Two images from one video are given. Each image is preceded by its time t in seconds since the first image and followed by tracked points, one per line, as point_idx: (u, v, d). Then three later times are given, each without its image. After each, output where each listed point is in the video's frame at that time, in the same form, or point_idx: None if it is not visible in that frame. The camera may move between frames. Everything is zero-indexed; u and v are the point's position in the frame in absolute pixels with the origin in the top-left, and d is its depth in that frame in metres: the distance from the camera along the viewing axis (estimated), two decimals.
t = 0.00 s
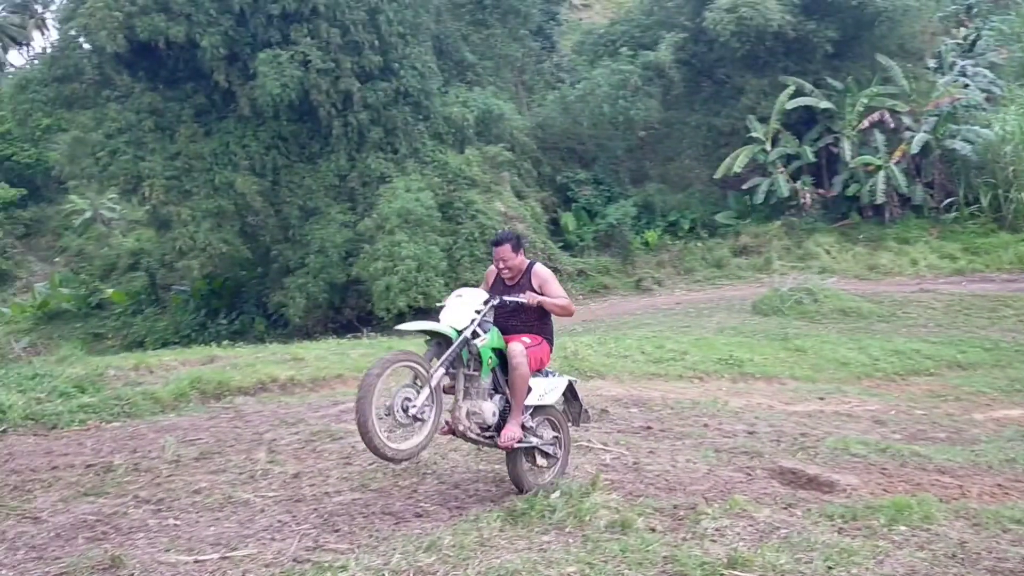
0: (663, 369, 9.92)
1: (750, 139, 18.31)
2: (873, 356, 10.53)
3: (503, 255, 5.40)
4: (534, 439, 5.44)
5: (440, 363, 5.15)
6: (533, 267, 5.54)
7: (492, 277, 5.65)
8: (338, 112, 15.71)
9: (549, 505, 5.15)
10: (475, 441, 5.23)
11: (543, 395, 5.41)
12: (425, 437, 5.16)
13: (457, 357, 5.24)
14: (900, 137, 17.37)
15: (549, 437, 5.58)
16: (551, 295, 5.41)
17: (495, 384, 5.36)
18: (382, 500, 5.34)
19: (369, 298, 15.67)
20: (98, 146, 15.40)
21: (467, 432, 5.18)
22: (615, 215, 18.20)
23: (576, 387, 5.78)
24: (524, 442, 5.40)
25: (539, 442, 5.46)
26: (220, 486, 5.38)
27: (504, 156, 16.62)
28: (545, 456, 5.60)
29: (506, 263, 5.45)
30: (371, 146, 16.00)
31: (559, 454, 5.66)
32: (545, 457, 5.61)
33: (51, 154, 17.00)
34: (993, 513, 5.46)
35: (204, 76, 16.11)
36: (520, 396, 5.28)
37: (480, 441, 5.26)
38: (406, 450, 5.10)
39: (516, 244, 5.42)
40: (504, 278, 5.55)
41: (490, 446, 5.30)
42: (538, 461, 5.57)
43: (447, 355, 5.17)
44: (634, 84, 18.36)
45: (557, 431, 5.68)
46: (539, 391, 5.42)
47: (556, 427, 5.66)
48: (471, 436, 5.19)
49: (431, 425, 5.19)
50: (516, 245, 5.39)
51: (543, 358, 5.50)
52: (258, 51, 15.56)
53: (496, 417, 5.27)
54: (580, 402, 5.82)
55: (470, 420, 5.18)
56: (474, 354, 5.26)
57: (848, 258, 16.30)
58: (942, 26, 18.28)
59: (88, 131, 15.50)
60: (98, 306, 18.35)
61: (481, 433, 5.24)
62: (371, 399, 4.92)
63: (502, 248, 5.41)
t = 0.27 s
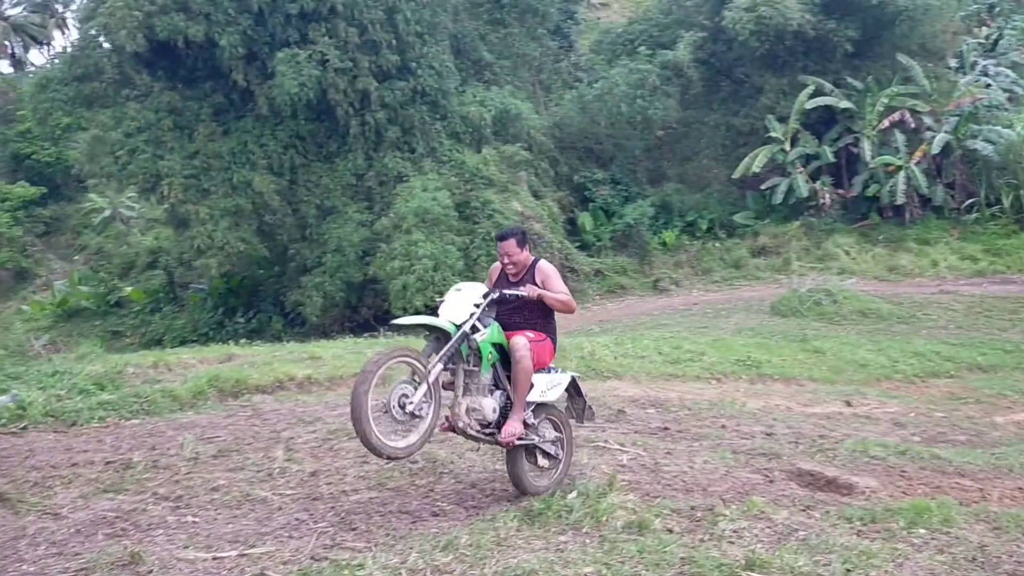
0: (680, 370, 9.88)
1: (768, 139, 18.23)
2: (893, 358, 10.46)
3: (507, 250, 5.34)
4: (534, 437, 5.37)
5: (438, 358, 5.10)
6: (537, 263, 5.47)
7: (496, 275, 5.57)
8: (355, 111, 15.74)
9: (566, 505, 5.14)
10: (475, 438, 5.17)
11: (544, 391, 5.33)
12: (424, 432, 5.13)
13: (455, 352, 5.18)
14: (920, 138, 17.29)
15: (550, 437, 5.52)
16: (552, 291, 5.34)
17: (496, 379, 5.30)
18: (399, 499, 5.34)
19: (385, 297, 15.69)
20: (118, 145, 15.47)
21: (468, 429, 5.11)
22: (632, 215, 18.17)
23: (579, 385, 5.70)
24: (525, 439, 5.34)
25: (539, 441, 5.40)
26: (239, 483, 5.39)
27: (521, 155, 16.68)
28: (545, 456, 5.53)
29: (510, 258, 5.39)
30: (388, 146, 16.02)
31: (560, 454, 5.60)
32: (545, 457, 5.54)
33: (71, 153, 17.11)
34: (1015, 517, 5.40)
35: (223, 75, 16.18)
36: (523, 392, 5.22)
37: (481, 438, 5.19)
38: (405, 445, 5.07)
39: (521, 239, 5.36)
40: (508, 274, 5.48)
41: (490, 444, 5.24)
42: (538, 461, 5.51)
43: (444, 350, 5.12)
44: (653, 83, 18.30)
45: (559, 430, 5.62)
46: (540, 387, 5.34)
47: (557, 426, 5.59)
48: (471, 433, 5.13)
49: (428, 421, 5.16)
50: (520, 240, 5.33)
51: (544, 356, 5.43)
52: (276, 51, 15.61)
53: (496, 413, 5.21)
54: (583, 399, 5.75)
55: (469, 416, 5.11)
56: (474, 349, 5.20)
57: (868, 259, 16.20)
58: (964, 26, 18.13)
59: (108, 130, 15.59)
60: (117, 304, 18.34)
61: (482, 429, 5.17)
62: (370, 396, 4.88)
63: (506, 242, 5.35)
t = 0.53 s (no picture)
0: (711, 371, 9.84)
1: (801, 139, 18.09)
2: (927, 361, 10.35)
3: (510, 238, 5.26)
4: (529, 440, 5.24)
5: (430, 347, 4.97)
6: (541, 253, 5.37)
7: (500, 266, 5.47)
8: (387, 111, 15.82)
9: (597, 506, 5.15)
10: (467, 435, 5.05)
11: (542, 391, 5.19)
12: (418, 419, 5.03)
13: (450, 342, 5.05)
14: (957, 138, 17.03)
15: (545, 443, 5.38)
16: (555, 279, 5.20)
17: (491, 373, 5.18)
18: (430, 496, 5.38)
19: (416, 296, 15.76)
20: (154, 143, 15.65)
21: (461, 424, 5.00)
22: (663, 215, 18.09)
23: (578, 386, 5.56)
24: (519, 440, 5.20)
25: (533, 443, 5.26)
26: (272, 479, 5.45)
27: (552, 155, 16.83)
28: (540, 461, 5.39)
29: (512, 248, 5.30)
30: (419, 145, 16.09)
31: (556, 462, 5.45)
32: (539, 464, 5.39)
33: (108, 152, 17.34)
34: None
35: (257, 75, 16.33)
36: (521, 390, 5.09)
37: (473, 434, 5.08)
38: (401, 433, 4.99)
39: (524, 228, 5.27)
40: (510, 264, 5.38)
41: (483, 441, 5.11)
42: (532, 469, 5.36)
43: (436, 339, 4.98)
44: (685, 83, 18.20)
45: (553, 437, 5.45)
46: (538, 386, 5.20)
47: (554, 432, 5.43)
48: (463, 428, 5.01)
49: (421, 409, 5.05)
50: (523, 227, 5.24)
51: (545, 350, 5.28)
52: (310, 51, 15.75)
53: (490, 408, 5.09)
54: (583, 404, 5.62)
55: (462, 411, 5.01)
56: (469, 340, 5.06)
57: (902, 261, 16.04)
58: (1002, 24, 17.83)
59: (144, 129, 15.78)
60: (152, 301, 18.56)
61: (474, 424, 5.06)
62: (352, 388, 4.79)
63: (509, 230, 5.27)
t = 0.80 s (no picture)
0: (726, 373, 9.81)
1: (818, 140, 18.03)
2: (944, 363, 10.29)
3: (511, 232, 5.21)
4: (523, 445, 5.17)
5: (426, 341, 4.89)
6: (542, 249, 5.31)
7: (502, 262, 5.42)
8: (402, 112, 15.84)
9: (612, 506, 5.15)
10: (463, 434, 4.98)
11: (540, 396, 5.15)
12: (413, 414, 4.92)
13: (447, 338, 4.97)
14: (974, 139, 16.96)
15: (540, 450, 5.31)
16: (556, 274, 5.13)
17: (489, 373, 5.11)
18: (445, 497, 5.40)
19: (431, 296, 15.79)
20: (171, 144, 15.72)
21: (456, 422, 4.93)
22: (677, 216, 18.00)
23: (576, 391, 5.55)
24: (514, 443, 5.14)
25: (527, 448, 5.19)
26: (288, 478, 5.48)
27: (566, 155, 16.89)
28: (534, 468, 5.31)
29: (514, 243, 5.24)
30: (434, 146, 16.12)
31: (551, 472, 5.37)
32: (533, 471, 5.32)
33: (125, 152, 17.44)
34: None
35: (273, 75, 16.39)
36: (519, 392, 5.03)
37: (469, 433, 5.00)
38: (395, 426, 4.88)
39: (525, 223, 5.22)
40: (512, 260, 5.33)
41: (478, 441, 5.04)
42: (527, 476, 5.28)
43: (433, 333, 4.90)
44: (700, 83, 18.10)
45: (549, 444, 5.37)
46: (536, 390, 5.16)
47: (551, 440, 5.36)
48: (459, 426, 4.94)
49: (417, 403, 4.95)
50: (524, 222, 5.19)
51: (544, 348, 5.21)
52: (326, 51, 15.80)
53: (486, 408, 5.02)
54: (580, 412, 5.60)
55: (458, 409, 4.94)
56: (467, 337, 5.00)
57: (919, 262, 15.97)
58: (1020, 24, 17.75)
59: (161, 129, 15.86)
60: (169, 300, 18.65)
61: (470, 424, 4.99)
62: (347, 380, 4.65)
63: (510, 225, 5.22)
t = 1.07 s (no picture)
0: (757, 377, 9.74)
1: (851, 142, 17.88)
2: (980, 369, 10.16)
3: (514, 229, 4.97)
4: (514, 454, 4.90)
5: (419, 328, 4.61)
6: (546, 247, 5.07)
7: (503, 261, 5.21)
8: (433, 115, 15.88)
9: (644, 511, 5.12)
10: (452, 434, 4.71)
11: (536, 404, 4.86)
12: (402, 403, 4.61)
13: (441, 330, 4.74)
14: (1012, 142, 16.67)
15: (531, 464, 5.05)
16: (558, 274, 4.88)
17: (483, 373, 4.86)
18: (476, 499, 5.40)
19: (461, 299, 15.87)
20: (205, 147, 15.85)
21: (445, 420, 4.64)
22: (709, 219, 17.88)
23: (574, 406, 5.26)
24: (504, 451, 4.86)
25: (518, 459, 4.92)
26: (321, 479, 5.51)
27: (596, 158, 16.88)
28: (522, 482, 5.06)
29: (516, 240, 5.01)
30: (464, 148, 16.17)
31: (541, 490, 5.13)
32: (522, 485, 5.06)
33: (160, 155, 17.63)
34: None
35: (306, 79, 16.50)
36: (513, 395, 4.75)
37: (458, 434, 4.73)
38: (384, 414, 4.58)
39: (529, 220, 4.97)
40: (514, 258, 5.11)
41: (466, 445, 4.77)
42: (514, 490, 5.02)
43: (426, 321, 4.64)
44: (732, 85, 18.00)
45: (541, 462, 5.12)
46: (532, 397, 4.88)
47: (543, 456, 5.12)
48: (447, 425, 4.65)
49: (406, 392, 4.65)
50: (528, 219, 4.95)
51: (542, 350, 4.97)
52: (358, 55, 15.90)
53: (477, 408, 4.75)
54: (577, 430, 5.36)
55: (448, 406, 4.65)
56: (463, 330, 4.75)
57: (954, 267, 15.79)
58: None
59: (196, 133, 16.02)
60: (202, 302, 18.67)
61: (459, 423, 4.70)
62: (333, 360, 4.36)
63: (513, 221, 4.98)
